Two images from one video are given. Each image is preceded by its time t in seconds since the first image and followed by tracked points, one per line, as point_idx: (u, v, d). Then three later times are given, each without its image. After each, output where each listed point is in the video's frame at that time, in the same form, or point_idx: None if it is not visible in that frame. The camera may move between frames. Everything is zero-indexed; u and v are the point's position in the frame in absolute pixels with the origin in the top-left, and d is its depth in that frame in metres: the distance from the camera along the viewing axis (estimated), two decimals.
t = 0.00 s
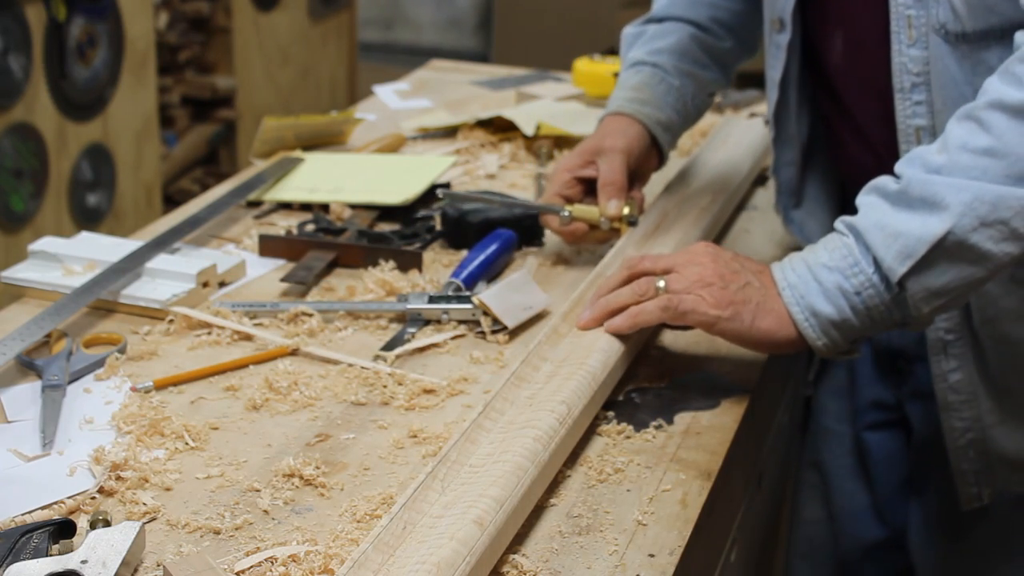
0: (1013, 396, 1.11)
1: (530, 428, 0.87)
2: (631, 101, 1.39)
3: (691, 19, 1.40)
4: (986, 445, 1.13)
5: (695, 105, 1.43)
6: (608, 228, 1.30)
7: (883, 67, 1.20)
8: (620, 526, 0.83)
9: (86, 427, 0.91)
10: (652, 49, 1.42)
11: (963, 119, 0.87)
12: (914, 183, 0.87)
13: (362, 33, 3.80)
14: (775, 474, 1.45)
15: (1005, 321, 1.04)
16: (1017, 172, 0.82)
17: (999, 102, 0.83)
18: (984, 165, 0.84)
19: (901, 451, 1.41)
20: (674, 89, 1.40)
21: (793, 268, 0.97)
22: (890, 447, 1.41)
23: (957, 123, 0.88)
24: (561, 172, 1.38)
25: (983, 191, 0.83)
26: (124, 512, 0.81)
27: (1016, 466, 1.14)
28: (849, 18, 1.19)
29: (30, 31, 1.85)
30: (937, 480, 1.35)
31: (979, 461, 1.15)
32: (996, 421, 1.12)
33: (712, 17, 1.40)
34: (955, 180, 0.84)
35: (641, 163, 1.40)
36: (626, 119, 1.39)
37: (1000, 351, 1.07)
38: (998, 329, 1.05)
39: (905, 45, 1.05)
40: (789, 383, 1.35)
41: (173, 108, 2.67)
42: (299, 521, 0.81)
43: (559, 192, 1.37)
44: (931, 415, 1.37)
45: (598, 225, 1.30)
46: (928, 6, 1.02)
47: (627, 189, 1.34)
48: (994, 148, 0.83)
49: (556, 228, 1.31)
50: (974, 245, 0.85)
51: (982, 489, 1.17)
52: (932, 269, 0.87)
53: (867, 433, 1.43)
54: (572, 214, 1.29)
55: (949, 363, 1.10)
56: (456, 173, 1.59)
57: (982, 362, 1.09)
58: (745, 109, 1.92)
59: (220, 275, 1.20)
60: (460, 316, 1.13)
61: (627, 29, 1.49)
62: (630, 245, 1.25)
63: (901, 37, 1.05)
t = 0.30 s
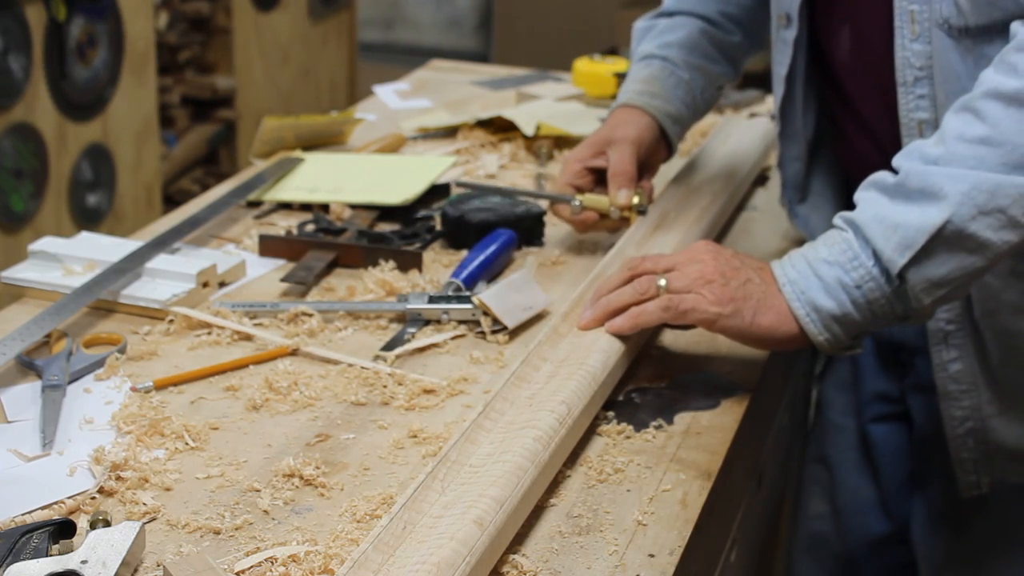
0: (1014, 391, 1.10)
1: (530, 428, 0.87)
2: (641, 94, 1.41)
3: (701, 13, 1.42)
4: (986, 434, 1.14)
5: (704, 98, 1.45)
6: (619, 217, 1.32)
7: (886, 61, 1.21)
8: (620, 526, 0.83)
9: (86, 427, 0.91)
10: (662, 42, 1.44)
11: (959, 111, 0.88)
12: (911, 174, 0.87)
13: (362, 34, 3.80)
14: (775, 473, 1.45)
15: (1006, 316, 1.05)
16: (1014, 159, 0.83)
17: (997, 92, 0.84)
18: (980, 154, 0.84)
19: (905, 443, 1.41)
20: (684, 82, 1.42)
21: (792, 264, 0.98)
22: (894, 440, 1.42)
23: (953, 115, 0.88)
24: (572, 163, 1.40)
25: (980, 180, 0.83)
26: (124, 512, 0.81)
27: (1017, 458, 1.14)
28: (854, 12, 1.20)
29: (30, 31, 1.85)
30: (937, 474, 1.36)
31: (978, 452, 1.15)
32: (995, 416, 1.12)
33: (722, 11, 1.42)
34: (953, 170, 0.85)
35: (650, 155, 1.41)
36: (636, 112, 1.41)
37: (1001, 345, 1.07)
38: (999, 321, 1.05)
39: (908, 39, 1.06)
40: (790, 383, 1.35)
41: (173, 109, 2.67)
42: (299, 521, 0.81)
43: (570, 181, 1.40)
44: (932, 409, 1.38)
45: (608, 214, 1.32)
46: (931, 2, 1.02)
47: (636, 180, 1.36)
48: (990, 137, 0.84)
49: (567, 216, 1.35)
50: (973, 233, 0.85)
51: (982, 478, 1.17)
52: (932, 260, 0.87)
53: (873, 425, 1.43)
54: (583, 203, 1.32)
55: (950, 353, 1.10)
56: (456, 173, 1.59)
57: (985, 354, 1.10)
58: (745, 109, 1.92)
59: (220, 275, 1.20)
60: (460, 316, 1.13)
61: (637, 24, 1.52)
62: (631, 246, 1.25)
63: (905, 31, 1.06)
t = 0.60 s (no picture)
0: (1014, 384, 1.11)
1: (530, 428, 0.87)
2: (650, 87, 1.46)
3: (710, 9, 1.48)
4: (989, 431, 1.14)
5: (711, 91, 1.50)
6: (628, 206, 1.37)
7: (891, 60, 1.21)
8: (620, 526, 0.83)
9: (86, 427, 0.91)
10: (672, 37, 1.49)
11: (955, 105, 0.87)
12: (908, 170, 0.88)
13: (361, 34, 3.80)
14: (775, 473, 1.45)
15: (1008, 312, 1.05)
16: (1012, 151, 0.83)
17: (992, 86, 0.83)
18: (977, 147, 0.84)
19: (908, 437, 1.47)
20: (691, 75, 1.47)
21: (791, 263, 0.98)
22: (899, 435, 1.47)
23: (948, 110, 0.88)
24: (582, 154, 1.45)
25: (977, 173, 0.83)
26: (124, 512, 0.81)
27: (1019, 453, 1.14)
28: (857, 12, 1.20)
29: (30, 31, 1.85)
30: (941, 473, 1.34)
31: (983, 448, 1.16)
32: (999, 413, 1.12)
33: (730, 7, 1.47)
34: (950, 164, 0.85)
35: (659, 147, 1.46)
36: (645, 104, 1.45)
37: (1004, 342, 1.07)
38: (1000, 317, 1.05)
39: (910, 37, 1.05)
40: (790, 383, 1.35)
41: (173, 108, 2.66)
42: (299, 521, 0.81)
43: (580, 172, 1.45)
44: (933, 402, 1.39)
45: (618, 204, 1.37)
46: None
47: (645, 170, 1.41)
48: (987, 130, 0.83)
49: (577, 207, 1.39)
50: (972, 226, 0.85)
51: (985, 474, 1.18)
52: (932, 253, 0.87)
53: (876, 419, 1.50)
54: (592, 193, 1.37)
55: (952, 349, 1.10)
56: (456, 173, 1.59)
57: (987, 349, 1.09)
58: (745, 109, 1.92)
59: (220, 275, 1.20)
60: (460, 316, 1.13)
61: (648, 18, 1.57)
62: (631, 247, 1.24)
63: (907, 29, 1.05)
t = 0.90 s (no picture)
0: (1014, 379, 1.11)
1: (530, 428, 0.87)
2: (656, 81, 1.47)
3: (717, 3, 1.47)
4: (988, 425, 1.14)
5: (717, 85, 1.51)
6: (635, 199, 1.38)
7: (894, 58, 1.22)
8: (620, 526, 0.83)
9: (86, 427, 0.91)
10: (678, 30, 1.49)
11: (955, 101, 0.88)
12: (908, 165, 0.88)
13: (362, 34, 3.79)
14: (776, 472, 1.45)
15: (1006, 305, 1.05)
16: (1012, 146, 0.83)
17: (992, 81, 0.84)
18: (976, 142, 0.84)
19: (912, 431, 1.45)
20: (698, 69, 1.47)
21: (792, 261, 0.98)
22: (902, 427, 1.46)
23: (949, 106, 0.88)
24: (590, 147, 1.47)
25: (976, 168, 0.83)
26: (124, 512, 0.81)
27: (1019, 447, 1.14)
28: (863, 9, 1.21)
29: (30, 31, 1.85)
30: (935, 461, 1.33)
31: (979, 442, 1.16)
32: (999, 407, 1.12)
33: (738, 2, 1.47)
34: (950, 159, 0.85)
35: (666, 139, 1.48)
36: (651, 98, 1.47)
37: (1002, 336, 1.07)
38: (1000, 311, 1.05)
39: (912, 33, 1.05)
40: (790, 383, 1.35)
41: (173, 108, 2.66)
42: (299, 521, 0.81)
43: (587, 165, 1.47)
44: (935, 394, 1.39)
45: (625, 197, 1.38)
46: None
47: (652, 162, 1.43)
48: (986, 125, 0.84)
49: (584, 199, 1.41)
50: (972, 221, 0.85)
51: (982, 467, 1.18)
52: (933, 249, 0.87)
53: (880, 412, 1.48)
54: (599, 185, 1.39)
55: (951, 342, 1.10)
56: (456, 173, 1.59)
57: (986, 343, 1.09)
58: (745, 108, 1.92)
59: (220, 275, 1.20)
60: (460, 316, 1.13)
61: (656, 10, 1.57)
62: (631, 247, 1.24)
63: (909, 25, 1.05)
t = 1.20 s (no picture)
0: None
1: (531, 428, 0.87)
2: (659, 80, 1.47)
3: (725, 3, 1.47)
4: (1003, 421, 1.13)
5: (720, 86, 1.51)
6: (635, 199, 1.38)
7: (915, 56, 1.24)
8: (620, 526, 0.83)
9: (86, 427, 0.91)
10: (684, 29, 1.49)
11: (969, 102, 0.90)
12: (914, 160, 0.91)
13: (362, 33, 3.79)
14: (776, 472, 1.45)
15: None
16: (1011, 157, 0.85)
17: (1001, 90, 0.86)
18: (979, 149, 0.87)
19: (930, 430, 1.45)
20: (702, 70, 1.48)
21: (798, 228, 1.02)
22: (920, 427, 1.46)
23: (964, 104, 0.90)
24: (590, 146, 1.47)
25: (972, 176, 0.87)
26: (124, 512, 0.81)
27: None
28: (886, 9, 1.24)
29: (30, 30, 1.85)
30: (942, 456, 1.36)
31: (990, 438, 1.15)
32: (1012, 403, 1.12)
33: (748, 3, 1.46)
34: (951, 163, 0.88)
35: (667, 138, 1.48)
36: (653, 98, 1.47)
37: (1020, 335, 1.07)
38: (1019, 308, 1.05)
39: (931, 34, 1.07)
40: (790, 383, 1.35)
41: (173, 108, 2.66)
42: (299, 521, 0.81)
43: (587, 164, 1.47)
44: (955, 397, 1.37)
45: (625, 196, 1.38)
46: None
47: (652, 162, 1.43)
48: (991, 134, 0.86)
49: (584, 198, 1.41)
50: (960, 226, 0.89)
51: (998, 463, 1.16)
52: (920, 244, 0.91)
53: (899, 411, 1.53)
54: (599, 185, 1.38)
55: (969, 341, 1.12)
56: (457, 173, 1.59)
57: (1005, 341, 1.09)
58: (745, 109, 1.93)
59: (220, 275, 1.20)
60: (460, 316, 1.13)
61: (662, 6, 1.56)
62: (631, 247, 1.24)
63: (928, 26, 1.07)
